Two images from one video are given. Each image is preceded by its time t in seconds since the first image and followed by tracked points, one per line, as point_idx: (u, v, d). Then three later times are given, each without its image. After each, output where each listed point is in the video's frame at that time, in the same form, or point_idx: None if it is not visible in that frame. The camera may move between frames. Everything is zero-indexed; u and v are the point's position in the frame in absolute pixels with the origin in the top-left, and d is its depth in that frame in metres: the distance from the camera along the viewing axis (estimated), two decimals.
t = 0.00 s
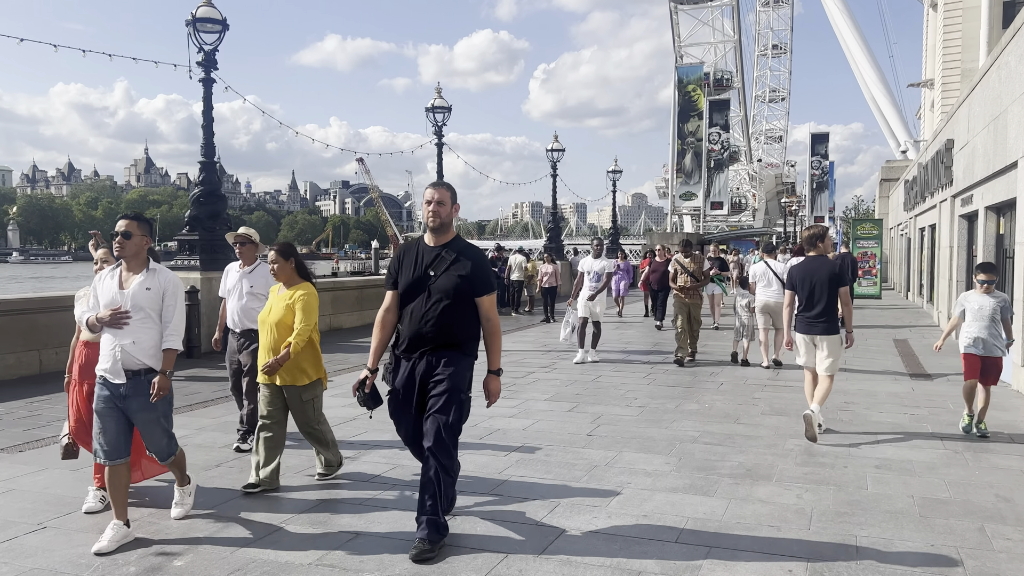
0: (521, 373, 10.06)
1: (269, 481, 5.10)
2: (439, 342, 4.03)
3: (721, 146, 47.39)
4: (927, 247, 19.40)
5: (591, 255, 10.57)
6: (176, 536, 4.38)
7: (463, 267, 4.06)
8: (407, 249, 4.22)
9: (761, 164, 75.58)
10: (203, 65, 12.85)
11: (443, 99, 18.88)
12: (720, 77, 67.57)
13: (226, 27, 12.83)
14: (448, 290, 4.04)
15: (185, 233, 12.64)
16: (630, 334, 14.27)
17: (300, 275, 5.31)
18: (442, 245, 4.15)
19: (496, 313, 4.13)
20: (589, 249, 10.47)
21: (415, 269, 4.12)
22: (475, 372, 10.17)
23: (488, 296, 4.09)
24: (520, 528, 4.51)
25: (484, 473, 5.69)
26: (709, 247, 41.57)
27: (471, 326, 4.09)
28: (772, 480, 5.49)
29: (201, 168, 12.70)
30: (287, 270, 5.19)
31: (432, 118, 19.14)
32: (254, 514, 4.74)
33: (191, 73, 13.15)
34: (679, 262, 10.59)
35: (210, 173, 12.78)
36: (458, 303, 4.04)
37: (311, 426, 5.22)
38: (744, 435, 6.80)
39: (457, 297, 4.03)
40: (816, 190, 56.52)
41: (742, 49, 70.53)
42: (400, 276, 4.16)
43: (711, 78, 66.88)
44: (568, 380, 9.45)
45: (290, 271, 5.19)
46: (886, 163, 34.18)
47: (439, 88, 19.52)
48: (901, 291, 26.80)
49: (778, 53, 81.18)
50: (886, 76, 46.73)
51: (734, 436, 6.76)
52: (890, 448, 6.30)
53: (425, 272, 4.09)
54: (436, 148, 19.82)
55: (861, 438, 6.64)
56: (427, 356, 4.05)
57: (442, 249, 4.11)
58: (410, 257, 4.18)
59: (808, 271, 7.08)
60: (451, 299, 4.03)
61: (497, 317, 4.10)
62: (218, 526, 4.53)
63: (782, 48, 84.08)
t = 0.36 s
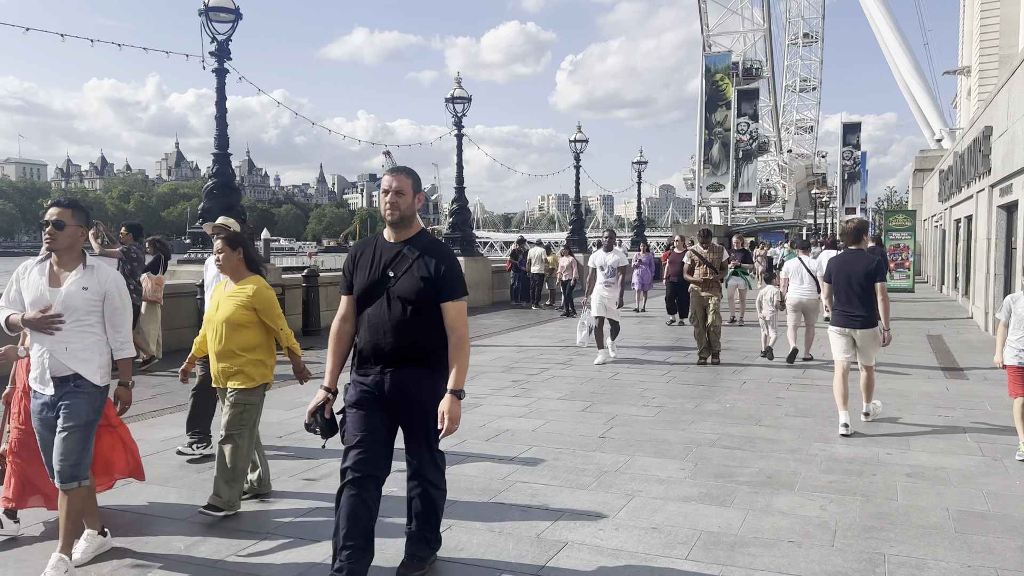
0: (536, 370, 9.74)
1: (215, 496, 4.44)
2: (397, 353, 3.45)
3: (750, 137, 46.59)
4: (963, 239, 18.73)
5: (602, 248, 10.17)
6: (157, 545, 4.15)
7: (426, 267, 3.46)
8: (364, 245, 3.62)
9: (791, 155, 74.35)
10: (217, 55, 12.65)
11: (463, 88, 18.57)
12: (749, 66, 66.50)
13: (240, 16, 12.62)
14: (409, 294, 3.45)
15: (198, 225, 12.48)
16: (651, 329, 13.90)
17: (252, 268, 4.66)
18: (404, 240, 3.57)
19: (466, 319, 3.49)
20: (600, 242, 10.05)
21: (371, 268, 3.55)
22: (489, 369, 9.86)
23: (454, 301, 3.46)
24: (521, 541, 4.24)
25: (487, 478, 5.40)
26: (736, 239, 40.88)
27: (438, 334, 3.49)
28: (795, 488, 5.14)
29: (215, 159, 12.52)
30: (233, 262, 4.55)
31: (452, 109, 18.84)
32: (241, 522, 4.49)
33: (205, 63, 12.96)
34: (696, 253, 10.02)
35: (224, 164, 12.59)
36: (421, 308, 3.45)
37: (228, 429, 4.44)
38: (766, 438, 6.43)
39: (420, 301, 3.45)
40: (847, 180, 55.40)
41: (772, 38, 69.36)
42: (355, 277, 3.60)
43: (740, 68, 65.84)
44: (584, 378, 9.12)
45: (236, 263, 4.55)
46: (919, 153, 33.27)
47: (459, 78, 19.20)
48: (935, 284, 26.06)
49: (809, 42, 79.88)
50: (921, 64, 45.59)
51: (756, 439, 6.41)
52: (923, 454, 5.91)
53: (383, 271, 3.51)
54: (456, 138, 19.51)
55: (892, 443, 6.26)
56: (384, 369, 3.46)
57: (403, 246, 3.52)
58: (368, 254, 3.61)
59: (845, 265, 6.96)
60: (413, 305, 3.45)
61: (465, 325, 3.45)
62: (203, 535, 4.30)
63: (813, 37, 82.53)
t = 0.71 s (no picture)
0: (556, 367, 9.42)
1: (182, 517, 4.16)
2: (315, 363, 2.79)
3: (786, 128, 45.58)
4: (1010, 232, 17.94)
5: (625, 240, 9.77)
6: (132, 554, 3.92)
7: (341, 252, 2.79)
8: (273, 236, 3.00)
9: (830, 146, 72.81)
10: (236, 45, 12.49)
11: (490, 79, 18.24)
12: (787, 56, 65.15)
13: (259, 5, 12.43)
14: (323, 287, 2.78)
15: (218, 217, 12.33)
16: (680, 325, 13.48)
17: (201, 261, 4.23)
18: (315, 222, 2.92)
19: (398, 310, 2.81)
20: (623, 234, 9.66)
21: (279, 262, 2.91)
22: (508, 365, 9.56)
23: (376, 287, 2.77)
24: (520, 555, 3.93)
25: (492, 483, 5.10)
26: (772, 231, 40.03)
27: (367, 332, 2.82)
28: (822, 499, 4.76)
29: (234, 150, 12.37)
30: (179, 254, 4.17)
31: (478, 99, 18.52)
32: (225, 531, 4.24)
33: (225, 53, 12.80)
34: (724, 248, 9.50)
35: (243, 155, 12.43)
36: (340, 304, 2.78)
37: (186, 450, 4.15)
38: (793, 443, 6.04)
39: (337, 295, 2.77)
40: (888, 172, 54.01)
41: (810, 26, 67.88)
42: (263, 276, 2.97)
43: (777, 57, 64.53)
44: (605, 376, 8.77)
45: (180, 254, 4.17)
46: (964, 142, 32.16)
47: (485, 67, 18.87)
48: (979, 278, 25.14)
49: (849, 31, 78.08)
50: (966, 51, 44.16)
51: (782, 443, 6.02)
52: (963, 463, 5.48)
53: (293, 263, 2.86)
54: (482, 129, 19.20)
55: (931, 450, 5.83)
56: (304, 386, 2.81)
57: (313, 229, 2.87)
58: (278, 247, 2.99)
59: (894, 253, 6.96)
60: (331, 301, 2.77)
61: (398, 317, 2.79)
62: (182, 544, 4.07)
63: (853, 25, 80.64)
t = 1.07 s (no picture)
0: (585, 369, 9.08)
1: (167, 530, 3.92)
2: (201, 401, 2.33)
3: (833, 124, 44.41)
4: None
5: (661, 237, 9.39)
6: (118, 565, 3.74)
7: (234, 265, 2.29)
8: (162, 235, 2.51)
9: (878, 142, 70.97)
10: (264, 42, 12.37)
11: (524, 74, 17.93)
12: (834, 50, 63.60)
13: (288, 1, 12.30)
14: (211, 309, 2.30)
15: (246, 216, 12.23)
16: (718, 326, 13.03)
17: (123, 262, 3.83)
18: (208, 219, 2.41)
19: (306, 342, 2.34)
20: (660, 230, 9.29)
21: (163, 270, 2.42)
22: (535, 367, 9.25)
23: (281, 312, 2.29)
24: None
25: (505, 494, 4.80)
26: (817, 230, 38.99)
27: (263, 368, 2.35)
28: (861, 518, 4.36)
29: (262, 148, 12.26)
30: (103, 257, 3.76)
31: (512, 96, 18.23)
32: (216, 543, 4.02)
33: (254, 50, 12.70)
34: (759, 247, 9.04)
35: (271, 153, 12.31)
36: (231, 330, 2.30)
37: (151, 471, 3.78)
38: (833, 454, 5.63)
39: (228, 319, 2.29)
40: (939, 168, 52.35)
41: (858, 19, 66.18)
42: (145, 285, 2.48)
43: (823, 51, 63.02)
44: (635, 379, 8.41)
45: (102, 255, 3.77)
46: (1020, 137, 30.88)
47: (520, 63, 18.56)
48: None
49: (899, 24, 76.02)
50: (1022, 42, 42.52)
51: (820, 454, 5.62)
52: (1020, 479, 5.03)
53: (176, 272, 2.36)
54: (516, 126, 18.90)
55: (983, 464, 5.37)
56: (187, 425, 2.37)
57: (203, 230, 2.36)
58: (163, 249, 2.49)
59: (943, 252, 6.54)
60: (220, 326, 2.30)
61: (302, 353, 2.32)
62: (171, 557, 3.86)
63: (903, 18, 78.51)
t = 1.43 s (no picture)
0: (609, 386, 8.72)
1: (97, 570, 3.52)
2: None
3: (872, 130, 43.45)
4: None
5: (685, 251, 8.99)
6: None
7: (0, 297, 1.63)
8: None
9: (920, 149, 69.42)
10: (287, 52, 12.27)
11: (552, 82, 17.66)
12: (873, 56, 62.40)
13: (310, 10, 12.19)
14: None
15: (268, 227, 12.10)
16: (751, 339, 12.56)
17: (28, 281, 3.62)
18: None
19: (110, 411, 1.71)
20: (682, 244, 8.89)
21: None
22: (556, 384, 8.91)
23: (66, 369, 1.64)
24: None
25: (510, 526, 4.47)
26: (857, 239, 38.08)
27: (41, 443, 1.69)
28: (899, 560, 3.95)
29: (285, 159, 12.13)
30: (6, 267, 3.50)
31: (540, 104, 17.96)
32: None
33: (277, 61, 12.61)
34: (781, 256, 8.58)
35: (293, 164, 12.17)
36: None
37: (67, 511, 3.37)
38: (869, 483, 5.21)
39: None
40: (984, 174, 50.91)
41: (898, 24, 64.91)
42: None
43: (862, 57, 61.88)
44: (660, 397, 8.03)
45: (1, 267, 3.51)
46: None
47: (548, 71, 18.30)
48: None
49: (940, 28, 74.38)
50: None
51: (855, 484, 5.20)
52: None
53: None
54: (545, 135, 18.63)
55: None
56: None
57: None
58: None
59: (984, 265, 6.14)
60: None
61: (101, 429, 1.68)
62: None
63: (945, 22, 76.85)
